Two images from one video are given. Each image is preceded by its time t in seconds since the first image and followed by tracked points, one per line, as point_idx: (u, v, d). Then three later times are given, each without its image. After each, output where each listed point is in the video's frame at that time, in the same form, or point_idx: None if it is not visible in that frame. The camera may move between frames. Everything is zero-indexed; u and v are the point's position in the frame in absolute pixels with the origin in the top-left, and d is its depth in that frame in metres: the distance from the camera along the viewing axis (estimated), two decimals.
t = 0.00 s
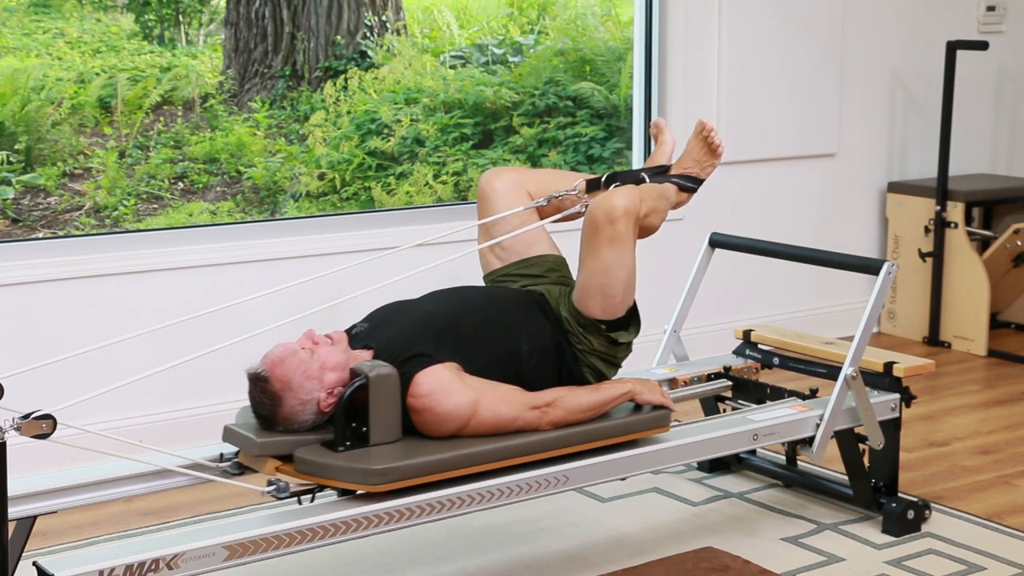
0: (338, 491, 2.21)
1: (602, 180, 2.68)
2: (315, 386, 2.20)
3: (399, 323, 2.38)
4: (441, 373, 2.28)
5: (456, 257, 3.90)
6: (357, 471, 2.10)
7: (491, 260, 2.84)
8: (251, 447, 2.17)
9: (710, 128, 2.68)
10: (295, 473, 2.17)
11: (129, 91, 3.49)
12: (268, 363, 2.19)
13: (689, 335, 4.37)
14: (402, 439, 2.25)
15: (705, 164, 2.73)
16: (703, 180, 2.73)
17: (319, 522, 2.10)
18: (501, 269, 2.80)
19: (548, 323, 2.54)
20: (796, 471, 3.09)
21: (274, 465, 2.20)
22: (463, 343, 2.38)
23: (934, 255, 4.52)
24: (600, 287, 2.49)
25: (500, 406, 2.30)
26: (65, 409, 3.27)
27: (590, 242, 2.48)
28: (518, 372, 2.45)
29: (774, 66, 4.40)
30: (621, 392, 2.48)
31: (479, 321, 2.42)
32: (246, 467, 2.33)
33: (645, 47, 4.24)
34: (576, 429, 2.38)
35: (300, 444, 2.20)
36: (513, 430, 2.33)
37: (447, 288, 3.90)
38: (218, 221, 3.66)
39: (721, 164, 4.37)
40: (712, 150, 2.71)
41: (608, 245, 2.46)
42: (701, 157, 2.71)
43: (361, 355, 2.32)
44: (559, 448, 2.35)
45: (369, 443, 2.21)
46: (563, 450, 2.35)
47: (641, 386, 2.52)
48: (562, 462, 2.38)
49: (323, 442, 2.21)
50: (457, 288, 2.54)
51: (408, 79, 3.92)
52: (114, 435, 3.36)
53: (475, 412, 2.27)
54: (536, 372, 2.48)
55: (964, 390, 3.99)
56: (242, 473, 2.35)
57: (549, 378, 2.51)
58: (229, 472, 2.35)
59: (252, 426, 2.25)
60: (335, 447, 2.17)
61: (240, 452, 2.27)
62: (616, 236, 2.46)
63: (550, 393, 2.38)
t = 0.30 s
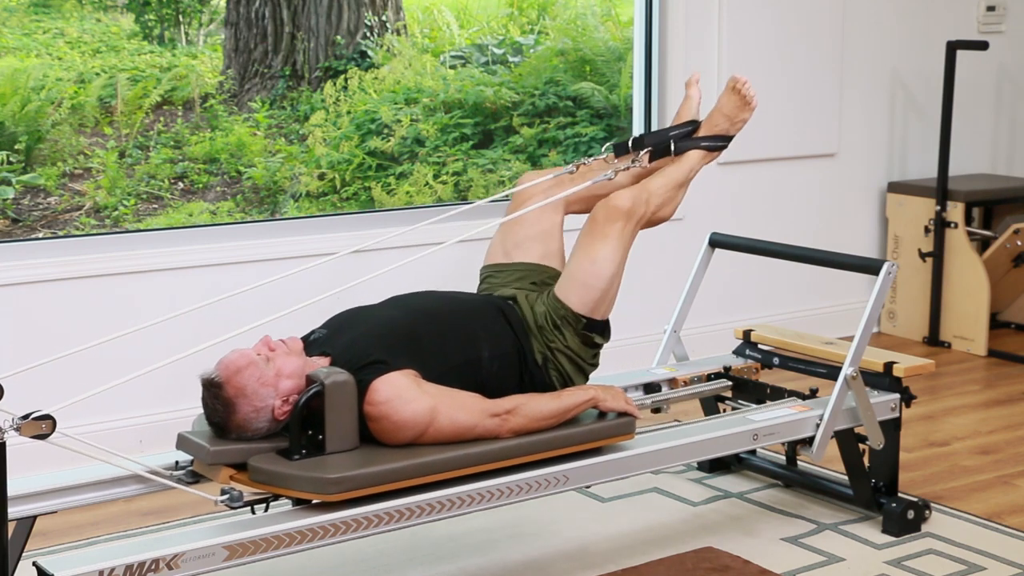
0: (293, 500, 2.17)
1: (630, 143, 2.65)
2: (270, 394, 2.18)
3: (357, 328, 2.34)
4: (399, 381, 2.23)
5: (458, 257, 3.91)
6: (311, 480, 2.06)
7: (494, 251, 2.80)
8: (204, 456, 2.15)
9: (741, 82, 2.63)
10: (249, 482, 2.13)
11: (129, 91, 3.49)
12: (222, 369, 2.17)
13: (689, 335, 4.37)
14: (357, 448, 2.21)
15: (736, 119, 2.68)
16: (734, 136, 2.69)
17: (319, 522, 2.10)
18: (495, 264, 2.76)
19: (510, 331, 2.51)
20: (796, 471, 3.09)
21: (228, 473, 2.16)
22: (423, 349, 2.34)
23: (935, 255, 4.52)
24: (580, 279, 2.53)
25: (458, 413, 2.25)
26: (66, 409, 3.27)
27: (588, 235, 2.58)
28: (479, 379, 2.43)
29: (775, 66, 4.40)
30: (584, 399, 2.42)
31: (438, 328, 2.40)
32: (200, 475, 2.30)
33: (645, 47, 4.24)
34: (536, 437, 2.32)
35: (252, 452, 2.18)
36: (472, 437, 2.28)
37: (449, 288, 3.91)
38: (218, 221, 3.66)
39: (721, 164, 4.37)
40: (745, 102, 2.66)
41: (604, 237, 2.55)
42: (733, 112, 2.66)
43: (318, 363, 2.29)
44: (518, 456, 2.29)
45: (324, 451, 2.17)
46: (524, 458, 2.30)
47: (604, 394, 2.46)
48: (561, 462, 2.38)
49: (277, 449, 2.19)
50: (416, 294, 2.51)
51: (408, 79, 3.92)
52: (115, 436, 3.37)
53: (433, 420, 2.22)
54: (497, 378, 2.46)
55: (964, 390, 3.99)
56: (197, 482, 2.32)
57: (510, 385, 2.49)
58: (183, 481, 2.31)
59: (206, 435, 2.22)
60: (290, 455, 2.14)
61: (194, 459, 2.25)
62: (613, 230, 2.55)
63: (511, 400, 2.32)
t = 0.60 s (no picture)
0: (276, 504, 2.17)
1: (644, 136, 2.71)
2: (253, 397, 2.17)
3: (341, 331, 2.35)
4: (383, 384, 2.22)
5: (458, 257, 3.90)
6: (293, 483, 2.06)
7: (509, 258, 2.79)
8: (186, 460, 2.14)
9: (755, 71, 2.69)
10: (232, 486, 2.13)
11: (129, 91, 3.48)
12: (204, 372, 2.15)
13: (689, 335, 4.37)
14: (342, 451, 2.21)
15: (750, 106, 2.72)
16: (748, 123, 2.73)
17: (319, 522, 2.09)
18: (506, 265, 2.75)
19: (496, 333, 2.51)
20: (796, 471, 3.09)
21: (211, 477, 2.17)
22: (407, 353, 2.34)
23: (934, 255, 4.52)
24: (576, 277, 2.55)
25: (443, 416, 2.23)
26: (66, 409, 3.27)
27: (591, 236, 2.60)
28: (464, 383, 2.42)
29: (775, 66, 4.40)
30: (572, 401, 2.40)
31: (422, 331, 2.39)
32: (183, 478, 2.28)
33: (645, 47, 4.24)
34: (523, 441, 2.31)
35: (235, 455, 2.17)
36: (458, 441, 2.27)
37: (449, 288, 3.91)
38: (218, 221, 3.66)
39: (721, 164, 4.37)
40: (759, 89, 2.71)
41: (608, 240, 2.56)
42: (749, 98, 2.71)
43: (302, 365, 2.29)
44: (504, 459, 2.28)
45: (308, 454, 2.17)
46: (511, 462, 2.29)
47: (591, 396, 2.44)
48: (560, 463, 2.38)
49: (261, 452, 2.18)
50: (402, 297, 2.51)
51: (408, 79, 3.92)
52: (115, 436, 3.37)
53: (418, 423, 2.21)
54: (483, 382, 2.45)
55: (964, 391, 3.99)
56: (180, 485, 2.30)
57: (497, 388, 2.48)
58: (167, 484, 2.30)
59: (190, 437, 2.21)
60: (273, 458, 2.14)
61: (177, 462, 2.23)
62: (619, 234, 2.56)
63: (497, 402, 2.31)
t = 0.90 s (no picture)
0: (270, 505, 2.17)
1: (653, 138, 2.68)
2: (247, 398, 2.17)
3: (336, 332, 2.35)
4: (378, 385, 2.22)
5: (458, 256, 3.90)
6: (289, 484, 2.06)
7: (521, 264, 2.80)
8: (180, 460, 2.13)
9: (763, 74, 2.70)
10: (226, 487, 2.13)
11: (129, 91, 3.49)
12: (198, 373, 2.15)
13: (689, 335, 4.37)
14: (337, 451, 2.20)
15: (759, 109, 2.71)
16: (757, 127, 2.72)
17: (319, 522, 2.09)
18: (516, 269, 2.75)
19: (492, 334, 2.50)
20: (796, 471, 3.09)
21: (206, 477, 2.17)
22: (403, 353, 2.34)
23: (934, 255, 4.52)
24: (576, 288, 2.59)
25: (439, 416, 2.23)
26: (66, 410, 3.27)
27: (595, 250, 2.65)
28: (459, 384, 2.42)
29: (775, 66, 4.40)
30: (567, 402, 2.40)
31: (418, 332, 2.39)
32: (178, 479, 2.30)
33: (645, 47, 4.24)
34: (517, 442, 2.30)
35: (230, 456, 2.16)
36: (453, 441, 2.26)
37: (449, 288, 3.91)
38: (218, 221, 3.66)
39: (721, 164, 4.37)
40: (768, 92, 2.71)
41: (610, 255, 2.62)
42: (756, 103, 2.70)
43: (297, 365, 2.29)
44: (500, 460, 2.28)
45: (303, 456, 2.16)
46: (506, 462, 2.29)
47: (586, 397, 2.44)
48: (560, 463, 2.38)
49: (255, 454, 2.18)
50: (398, 297, 2.51)
51: (408, 79, 3.92)
52: (114, 436, 3.37)
53: (413, 423, 2.20)
54: (478, 383, 2.45)
55: (964, 391, 3.99)
56: (175, 485, 2.32)
57: (492, 390, 2.48)
58: (161, 484, 2.31)
59: (184, 438, 2.20)
60: (268, 459, 2.13)
61: (171, 463, 2.22)
62: (622, 249, 2.61)
63: (492, 403, 2.30)
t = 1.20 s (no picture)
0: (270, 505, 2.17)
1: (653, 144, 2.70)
2: (246, 398, 2.17)
3: (335, 332, 2.35)
4: (376, 385, 2.21)
5: (457, 257, 3.90)
6: (287, 485, 2.06)
7: (523, 266, 2.80)
8: (178, 460, 2.13)
9: (763, 80, 2.72)
10: (224, 487, 2.13)
11: (129, 91, 3.49)
12: (196, 374, 2.15)
13: (689, 335, 4.37)
14: (336, 452, 2.20)
15: (759, 116, 2.74)
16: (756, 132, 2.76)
17: (319, 522, 2.10)
18: (518, 271, 2.75)
19: (491, 334, 2.50)
20: (796, 471, 3.09)
21: (204, 477, 2.17)
22: (402, 354, 2.34)
23: (934, 255, 4.52)
24: (578, 293, 2.60)
25: (438, 417, 2.23)
26: (66, 410, 3.27)
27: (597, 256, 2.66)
28: (458, 385, 2.41)
29: (775, 66, 4.40)
30: (565, 402, 2.39)
31: (417, 333, 2.39)
32: (176, 480, 2.30)
33: (645, 47, 4.24)
34: (516, 442, 2.30)
35: (228, 457, 2.17)
36: (452, 442, 2.26)
37: (449, 288, 3.90)
38: (218, 221, 3.66)
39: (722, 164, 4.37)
40: (767, 98, 2.73)
41: (612, 262, 2.63)
42: (756, 108, 2.73)
43: (296, 366, 2.29)
44: (500, 461, 2.28)
45: (301, 456, 2.16)
46: (505, 462, 2.28)
47: (585, 396, 2.43)
48: (560, 463, 2.38)
49: (253, 454, 2.18)
50: (396, 297, 2.51)
51: (408, 79, 3.92)
52: (115, 436, 3.37)
53: (412, 424, 2.20)
54: (477, 384, 2.44)
55: (964, 390, 3.99)
56: (174, 486, 2.33)
57: (492, 390, 2.47)
58: (160, 485, 2.32)
59: (182, 438, 2.20)
60: (267, 460, 2.14)
61: (170, 462, 2.22)
62: (624, 256, 2.63)
63: (490, 403, 2.30)
